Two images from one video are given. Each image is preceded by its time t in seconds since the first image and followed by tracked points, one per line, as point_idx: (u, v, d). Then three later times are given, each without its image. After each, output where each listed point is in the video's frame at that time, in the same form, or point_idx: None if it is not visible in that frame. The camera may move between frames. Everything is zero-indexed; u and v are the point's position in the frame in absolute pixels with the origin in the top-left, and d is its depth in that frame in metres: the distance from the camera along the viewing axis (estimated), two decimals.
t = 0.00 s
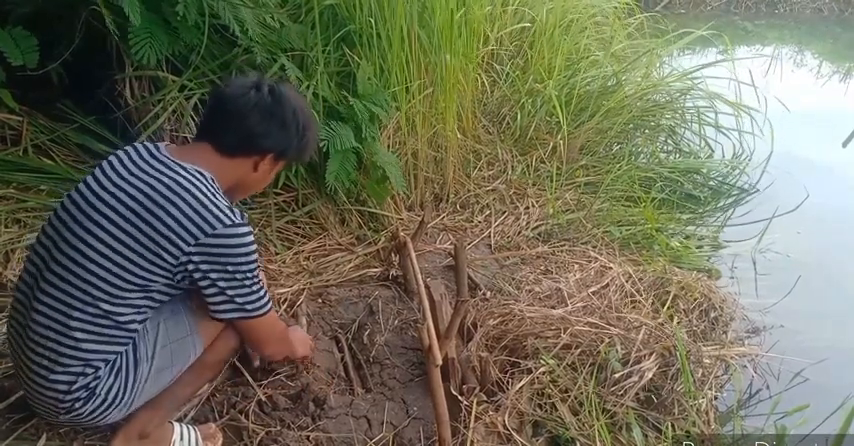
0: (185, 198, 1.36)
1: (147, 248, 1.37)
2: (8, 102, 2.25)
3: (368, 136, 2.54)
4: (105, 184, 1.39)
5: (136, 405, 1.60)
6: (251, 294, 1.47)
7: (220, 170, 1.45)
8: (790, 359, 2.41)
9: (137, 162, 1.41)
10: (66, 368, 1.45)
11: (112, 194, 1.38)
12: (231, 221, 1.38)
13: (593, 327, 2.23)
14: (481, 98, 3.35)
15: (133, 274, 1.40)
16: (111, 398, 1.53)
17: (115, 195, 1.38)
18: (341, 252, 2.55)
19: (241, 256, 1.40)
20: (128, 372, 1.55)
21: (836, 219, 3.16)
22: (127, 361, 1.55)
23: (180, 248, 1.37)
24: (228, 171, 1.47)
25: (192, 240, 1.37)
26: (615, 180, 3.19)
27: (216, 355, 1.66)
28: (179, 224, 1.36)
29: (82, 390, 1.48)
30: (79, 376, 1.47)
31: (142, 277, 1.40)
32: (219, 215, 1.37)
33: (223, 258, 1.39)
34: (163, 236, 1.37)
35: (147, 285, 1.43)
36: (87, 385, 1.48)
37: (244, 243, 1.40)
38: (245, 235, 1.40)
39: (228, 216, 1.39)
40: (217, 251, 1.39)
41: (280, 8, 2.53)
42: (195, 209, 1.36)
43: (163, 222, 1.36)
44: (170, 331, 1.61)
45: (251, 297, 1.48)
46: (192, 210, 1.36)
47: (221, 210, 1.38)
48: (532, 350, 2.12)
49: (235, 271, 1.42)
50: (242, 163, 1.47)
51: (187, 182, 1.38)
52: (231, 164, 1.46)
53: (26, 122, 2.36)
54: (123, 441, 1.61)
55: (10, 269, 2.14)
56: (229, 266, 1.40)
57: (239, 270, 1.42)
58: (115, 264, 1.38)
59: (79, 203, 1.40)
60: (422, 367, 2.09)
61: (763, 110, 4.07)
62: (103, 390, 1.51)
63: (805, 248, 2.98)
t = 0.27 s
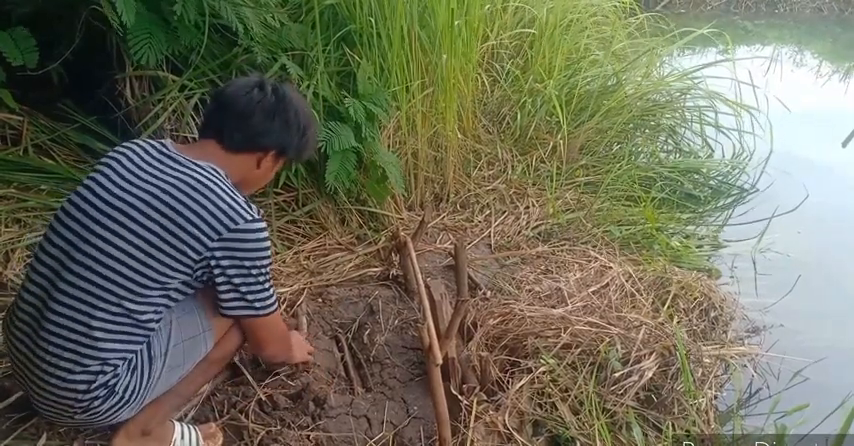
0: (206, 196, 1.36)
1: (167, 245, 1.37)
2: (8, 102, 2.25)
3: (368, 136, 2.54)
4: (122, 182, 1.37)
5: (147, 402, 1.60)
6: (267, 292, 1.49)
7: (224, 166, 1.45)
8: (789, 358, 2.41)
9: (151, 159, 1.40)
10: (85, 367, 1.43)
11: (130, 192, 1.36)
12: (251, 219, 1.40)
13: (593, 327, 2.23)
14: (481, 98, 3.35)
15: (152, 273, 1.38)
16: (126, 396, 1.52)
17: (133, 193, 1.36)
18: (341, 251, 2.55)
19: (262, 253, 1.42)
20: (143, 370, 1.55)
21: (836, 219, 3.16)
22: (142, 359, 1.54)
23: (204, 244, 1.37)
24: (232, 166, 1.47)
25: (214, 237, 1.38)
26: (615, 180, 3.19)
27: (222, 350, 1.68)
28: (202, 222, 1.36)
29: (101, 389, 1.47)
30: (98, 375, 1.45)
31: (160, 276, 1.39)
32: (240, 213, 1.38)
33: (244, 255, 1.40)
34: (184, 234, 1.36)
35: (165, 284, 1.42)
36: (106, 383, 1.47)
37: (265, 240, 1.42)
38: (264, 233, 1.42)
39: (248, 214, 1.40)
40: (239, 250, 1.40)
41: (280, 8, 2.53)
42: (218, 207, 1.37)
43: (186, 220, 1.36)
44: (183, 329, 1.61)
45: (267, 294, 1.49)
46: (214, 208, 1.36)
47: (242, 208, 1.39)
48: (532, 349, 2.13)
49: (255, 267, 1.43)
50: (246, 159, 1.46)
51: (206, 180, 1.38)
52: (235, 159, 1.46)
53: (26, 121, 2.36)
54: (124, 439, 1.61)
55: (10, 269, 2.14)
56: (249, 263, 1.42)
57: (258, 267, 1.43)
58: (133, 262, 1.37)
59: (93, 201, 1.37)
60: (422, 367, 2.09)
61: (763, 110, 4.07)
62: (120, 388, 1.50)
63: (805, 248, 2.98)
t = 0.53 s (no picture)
0: (200, 196, 1.37)
1: (161, 245, 1.37)
2: (8, 103, 2.25)
3: (368, 136, 2.54)
4: (117, 183, 1.38)
5: (143, 405, 1.60)
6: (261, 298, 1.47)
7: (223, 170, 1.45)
8: (789, 358, 2.41)
9: (147, 161, 1.41)
10: (80, 367, 1.42)
11: (125, 193, 1.37)
12: (244, 219, 1.39)
13: (593, 327, 2.23)
14: (481, 98, 3.35)
15: (147, 274, 1.38)
16: (121, 398, 1.52)
17: (128, 193, 1.37)
18: (341, 251, 2.55)
19: (255, 257, 1.40)
20: (139, 372, 1.54)
21: (836, 219, 3.16)
22: (138, 361, 1.53)
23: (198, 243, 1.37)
24: (231, 170, 1.46)
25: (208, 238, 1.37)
26: (614, 180, 3.19)
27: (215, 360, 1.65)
28: (196, 222, 1.36)
29: (95, 389, 1.46)
30: (93, 375, 1.44)
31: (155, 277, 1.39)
32: (232, 213, 1.38)
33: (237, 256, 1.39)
34: (178, 234, 1.37)
35: (160, 285, 1.42)
36: (100, 384, 1.46)
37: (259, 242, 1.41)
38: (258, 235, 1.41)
39: (241, 214, 1.39)
40: (232, 252, 1.39)
41: (280, 8, 2.53)
42: (211, 207, 1.37)
43: (180, 220, 1.36)
44: (178, 333, 1.59)
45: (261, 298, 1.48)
46: (208, 209, 1.37)
47: (236, 209, 1.39)
48: (532, 350, 2.13)
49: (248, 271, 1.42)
50: (245, 163, 1.46)
51: (201, 181, 1.38)
52: (234, 164, 1.45)
53: (26, 122, 2.36)
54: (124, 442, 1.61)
55: (10, 269, 2.14)
56: (242, 266, 1.40)
57: (252, 271, 1.41)
58: (127, 263, 1.37)
59: (88, 202, 1.38)
60: (421, 367, 2.09)
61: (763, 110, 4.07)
62: (115, 390, 1.49)
63: (805, 248, 2.98)
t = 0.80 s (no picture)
0: (189, 194, 1.30)
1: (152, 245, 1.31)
2: (8, 102, 2.25)
3: (369, 136, 2.54)
4: (112, 184, 1.35)
5: (142, 408, 1.58)
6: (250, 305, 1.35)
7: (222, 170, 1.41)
8: (790, 358, 2.41)
9: (144, 162, 1.37)
10: (74, 367, 1.40)
11: (119, 193, 1.33)
12: (233, 216, 1.30)
13: (593, 327, 2.23)
14: (482, 98, 3.35)
15: (139, 276, 1.34)
16: (120, 400, 1.50)
17: (122, 194, 1.33)
18: (341, 251, 2.55)
19: (243, 258, 1.30)
20: (138, 375, 1.52)
21: (837, 219, 3.16)
22: (136, 363, 1.50)
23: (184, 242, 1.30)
24: (230, 170, 1.42)
25: (195, 238, 1.29)
26: (615, 180, 3.19)
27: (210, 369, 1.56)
28: (184, 221, 1.30)
29: (94, 390, 1.44)
30: (90, 376, 1.42)
31: (148, 280, 1.34)
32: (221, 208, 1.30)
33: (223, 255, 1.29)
34: (168, 234, 1.30)
35: (155, 289, 1.36)
36: (98, 385, 1.44)
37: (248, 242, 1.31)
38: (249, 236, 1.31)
39: (231, 211, 1.31)
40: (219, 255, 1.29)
41: (280, 8, 2.53)
42: (200, 206, 1.30)
43: (169, 220, 1.30)
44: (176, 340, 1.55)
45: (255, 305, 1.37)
46: (197, 207, 1.30)
47: (226, 208, 1.31)
48: (533, 349, 2.12)
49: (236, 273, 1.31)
50: (244, 163, 1.41)
51: (192, 178, 1.32)
52: (234, 163, 1.41)
53: (26, 121, 2.36)
54: (124, 442, 1.61)
55: (10, 269, 2.14)
56: (230, 269, 1.29)
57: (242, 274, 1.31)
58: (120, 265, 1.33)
59: (85, 203, 1.35)
60: (422, 367, 2.09)
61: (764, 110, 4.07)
62: (113, 391, 1.47)
63: (805, 248, 2.98)
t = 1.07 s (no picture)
0: (178, 200, 1.26)
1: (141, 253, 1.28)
2: (9, 102, 2.25)
3: (369, 136, 2.54)
4: (100, 190, 1.30)
5: (143, 415, 1.59)
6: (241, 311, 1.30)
7: (214, 169, 1.38)
8: (791, 358, 2.40)
9: (131, 164, 1.32)
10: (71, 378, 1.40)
11: (106, 200, 1.29)
12: (223, 221, 1.26)
13: (594, 327, 2.23)
14: (482, 98, 3.36)
15: (131, 285, 1.31)
16: (119, 408, 1.50)
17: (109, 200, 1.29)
18: (342, 251, 2.55)
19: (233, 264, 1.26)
20: (136, 383, 1.52)
21: (838, 219, 3.16)
22: (134, 371, 1.51)
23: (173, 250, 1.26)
24: (222, 170, 1.39)
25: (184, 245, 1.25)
26: (615, 180, 3.19)
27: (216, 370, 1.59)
28: (172, 230, 1.26)
29: (92, 400, 1.44)
30: (89, 387, 1.43)
31: (139, 289, 1.31)
32: (210, 213, 1.26)
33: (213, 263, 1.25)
34: (156, 242, 1.27)
35: (147, 298, 1.34)
36: (96, 394, 1.45)
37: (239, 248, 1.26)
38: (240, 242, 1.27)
39: (221, 216, 1.27)
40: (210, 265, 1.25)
41: (280, 8, 2.53)
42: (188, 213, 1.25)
43: (157, 228, 1.26)
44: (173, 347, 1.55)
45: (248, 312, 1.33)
46: (185, 214, 1.25)
47: (215, 214, 1.26)
48: (533, 349, 2.13)
49: (228, 280, 1.27)
50: (236, 162, 1.39)
51: (179, 182, 1.28)
52: (225, 163, 1.38)
53: (27, 121, 2.36)
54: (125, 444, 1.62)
55: (11, 269, 2.14)
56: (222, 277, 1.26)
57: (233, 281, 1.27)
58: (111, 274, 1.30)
59: (75, 210, 1.32)
60: (423, 367, 2.09)
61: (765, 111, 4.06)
62: (112, 400, 1.48)
63: (805, 248, 2.98)
